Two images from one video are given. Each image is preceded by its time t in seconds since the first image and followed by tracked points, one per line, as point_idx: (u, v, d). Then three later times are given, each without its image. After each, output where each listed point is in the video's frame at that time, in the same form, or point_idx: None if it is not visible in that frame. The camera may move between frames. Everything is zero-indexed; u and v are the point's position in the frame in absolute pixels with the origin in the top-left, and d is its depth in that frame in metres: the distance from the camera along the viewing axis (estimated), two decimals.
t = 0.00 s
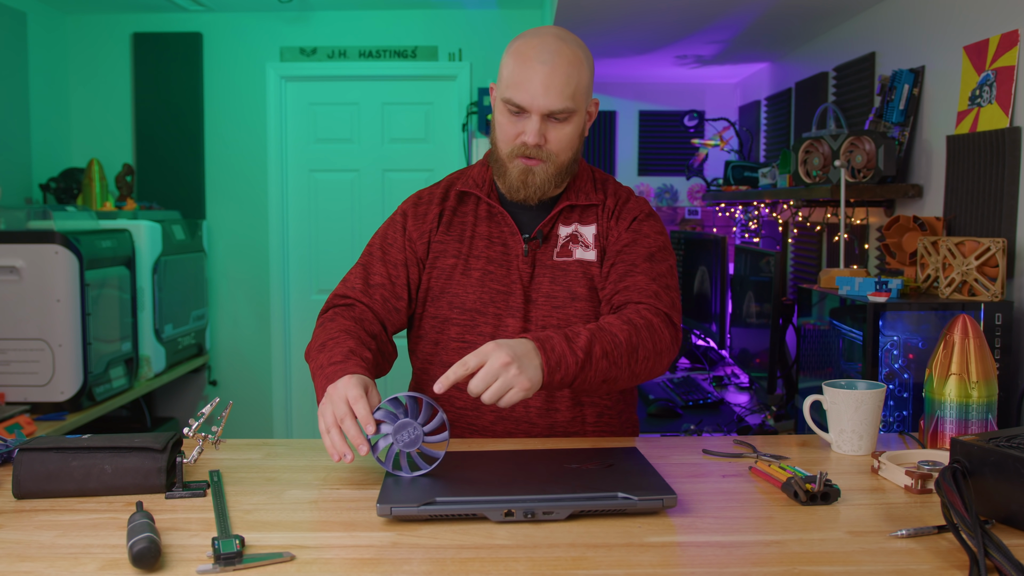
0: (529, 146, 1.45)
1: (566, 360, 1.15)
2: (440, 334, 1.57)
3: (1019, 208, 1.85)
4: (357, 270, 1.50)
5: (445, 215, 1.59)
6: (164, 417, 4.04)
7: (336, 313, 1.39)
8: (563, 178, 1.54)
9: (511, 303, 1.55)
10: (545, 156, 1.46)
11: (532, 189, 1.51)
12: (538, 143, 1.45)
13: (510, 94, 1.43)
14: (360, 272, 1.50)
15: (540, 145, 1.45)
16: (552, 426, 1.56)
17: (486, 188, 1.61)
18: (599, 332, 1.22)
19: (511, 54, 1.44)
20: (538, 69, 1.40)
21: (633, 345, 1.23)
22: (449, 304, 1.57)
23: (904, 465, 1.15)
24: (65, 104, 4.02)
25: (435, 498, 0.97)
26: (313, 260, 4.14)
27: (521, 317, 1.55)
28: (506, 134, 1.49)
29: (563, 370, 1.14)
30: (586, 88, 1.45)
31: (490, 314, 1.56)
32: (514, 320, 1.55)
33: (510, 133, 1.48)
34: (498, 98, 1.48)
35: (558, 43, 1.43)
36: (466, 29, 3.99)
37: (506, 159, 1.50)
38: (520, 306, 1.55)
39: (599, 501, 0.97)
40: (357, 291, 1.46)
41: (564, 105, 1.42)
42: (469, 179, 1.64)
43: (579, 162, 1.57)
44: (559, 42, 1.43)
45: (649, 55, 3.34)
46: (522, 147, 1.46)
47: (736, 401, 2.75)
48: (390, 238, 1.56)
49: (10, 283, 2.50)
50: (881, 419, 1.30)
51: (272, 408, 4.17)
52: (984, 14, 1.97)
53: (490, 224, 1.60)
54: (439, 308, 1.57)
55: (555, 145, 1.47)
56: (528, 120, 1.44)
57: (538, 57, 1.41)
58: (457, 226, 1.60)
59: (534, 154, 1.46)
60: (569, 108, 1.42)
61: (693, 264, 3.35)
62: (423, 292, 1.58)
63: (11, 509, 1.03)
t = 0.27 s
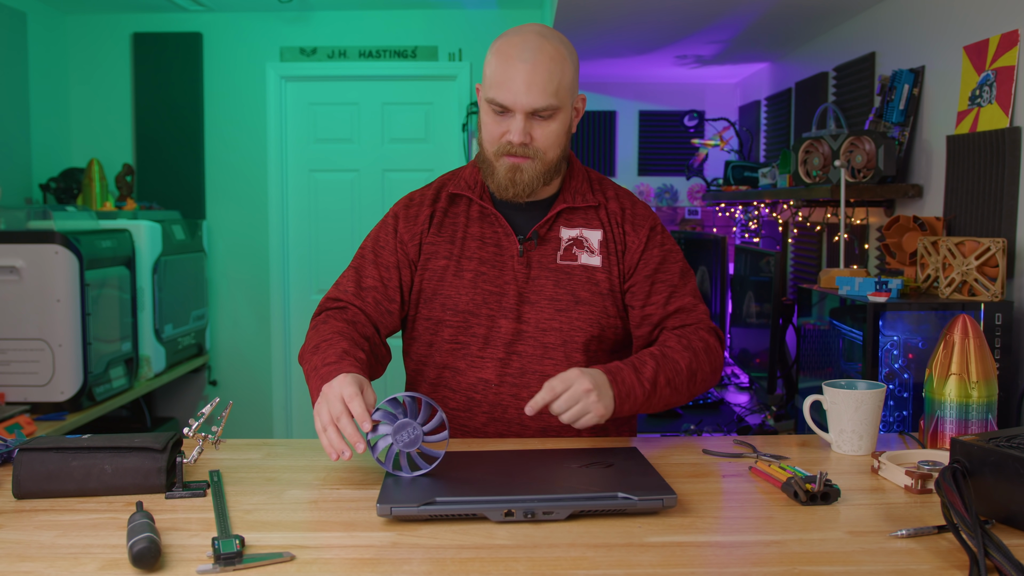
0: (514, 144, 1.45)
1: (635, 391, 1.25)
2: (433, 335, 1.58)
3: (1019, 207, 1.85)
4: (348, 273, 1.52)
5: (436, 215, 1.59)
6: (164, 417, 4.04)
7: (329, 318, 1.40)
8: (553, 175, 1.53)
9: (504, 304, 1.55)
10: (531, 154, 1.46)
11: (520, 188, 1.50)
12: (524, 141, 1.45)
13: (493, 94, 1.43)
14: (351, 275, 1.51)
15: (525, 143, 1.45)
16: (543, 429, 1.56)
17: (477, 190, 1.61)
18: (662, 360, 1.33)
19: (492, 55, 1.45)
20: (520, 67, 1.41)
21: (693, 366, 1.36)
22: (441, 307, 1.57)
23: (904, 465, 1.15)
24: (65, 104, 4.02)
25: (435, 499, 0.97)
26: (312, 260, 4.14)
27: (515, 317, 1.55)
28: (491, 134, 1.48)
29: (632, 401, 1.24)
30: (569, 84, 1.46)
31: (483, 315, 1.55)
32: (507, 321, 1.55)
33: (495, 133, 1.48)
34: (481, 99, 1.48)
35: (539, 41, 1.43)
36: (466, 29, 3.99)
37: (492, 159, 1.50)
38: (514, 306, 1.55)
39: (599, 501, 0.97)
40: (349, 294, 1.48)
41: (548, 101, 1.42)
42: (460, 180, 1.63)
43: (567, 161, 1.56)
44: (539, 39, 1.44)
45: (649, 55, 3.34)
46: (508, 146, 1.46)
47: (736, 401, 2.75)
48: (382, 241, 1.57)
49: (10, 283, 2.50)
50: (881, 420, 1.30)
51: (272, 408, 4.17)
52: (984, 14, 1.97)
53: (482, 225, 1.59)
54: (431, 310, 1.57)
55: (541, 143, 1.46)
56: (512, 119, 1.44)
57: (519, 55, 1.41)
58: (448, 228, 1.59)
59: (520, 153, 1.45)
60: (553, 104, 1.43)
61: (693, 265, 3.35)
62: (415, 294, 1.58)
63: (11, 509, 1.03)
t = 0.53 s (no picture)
0: (531, 147, 1.46)
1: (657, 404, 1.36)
2: (443, 334, 1.57)
3: (1019, 207, 1.85)
4: (349, 270, 1.52)
5: (443, 213, 1.59)
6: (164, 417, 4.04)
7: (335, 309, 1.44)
8: (565, 176, 1.55)
9: (515, 302, 1.55)
10: (546, 158, 1.47)
11: (535, 190, 1.52)
12: (540, 144, 1.45)
13: (509, 97, 1.44)
14: (353, 273, 1.51)
15: (542, 146, 1.46)
16: (554, 428, 1.57)
17: (486, 189, 1.61)
18: (680, 371, 1.44)
19: (507, 58, 1.45)
20: (537, 70, 1.41)
21: (703, 374, 1.49)
22: (451, 305, 1.56)
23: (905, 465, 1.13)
24: (65, 104, 4.02)
25: (434, 499, 0.97)
26: (313, 260, 4.14)
27: (526, 315, 1.55)
28: (506, 137, 1.49)
29: (655, 413, 1.36)
30: (584, 88, 1.46)
31: (494, 313, 1.55)
32: (519, 319, 1.55)
33: (510, 136, 1.48)
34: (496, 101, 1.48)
35: (555, 44, 1.44)
36: (466, 29, 3.99)
37: (507, 161, 1.51)
38: (525, 304, 1.55)
39: (599, 501, 0.97)
40: (352, 292, 1.49)
41: (566, 105, 1.43)
42: (468, 179, 1.63)
43: (579, 163, 1.58)
44: (556, 43, 1.44)
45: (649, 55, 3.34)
46: (524, 149, 1.47)
47: (736, 401, 2.75)
48: (388, 238, 1.56)
49: (10, 283, 2.50)
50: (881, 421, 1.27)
51: (272, 408, 4.17)
52: (984, 15, 1.97)
53: (491, 224, 1.59)
54: (441, 308, 1.57)
55: (557, 146, 1.48)
56: (529, 122, 1.45)
57: (536, 59, 1.42)
58: (455, 226, 1.59)
59: (536, 156, 1.46)
60: (569, 109, 1.43)
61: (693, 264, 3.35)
62: (422, 293, 1.58)
63: (11, 509, 1.03)
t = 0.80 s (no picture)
0: (552, 146, 1.48)
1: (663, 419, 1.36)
2: (455, 331, 1.57)
3: (1019, 207, 1.85)
4: (359, 275, 1.53)
5: (453, 211, 1.59)
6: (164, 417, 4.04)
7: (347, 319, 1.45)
8: (582, 175, 1.57)
9: (528, 300, 1.55)
10: (566, 156, 1.49)
11: (553, 188, 1.54)
12: (560, 143, 1.47)
13: (530, 96, 1.45)
14: (363, 278, 1.52)
15: (562, 145, 1.48)
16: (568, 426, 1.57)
17: (499, 187, 1.62)
18: (680, 384, 1.44)
19: (527, 56, 1.46)
20: (558, 69, 1.43)
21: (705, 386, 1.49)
22: (463, 302, 1.56)
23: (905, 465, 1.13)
24: (65, 104, 4.02)
25: (434, 499, 0.97)
26: (313, 260, 4.14)
27: (539, 313, 1.55)
28: (526, 135, 1.50)
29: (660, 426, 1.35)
30: (603, 87, 1.48)
31: (506, 311, 1.55)
32: (532, 317, 1.55)
33: (530, 134, 1.50)
34: (516, 99, 1.49)
35: (576, 44, 1.45)
36: (466, 29, 3.99)
37: (525, 159, 1.53)
38: (538, 302, 1.55)
39: (598, 501, 0.97)
40: (363, 298, 1.50)
41: (586, 104, 1.45)
42: (480, 177, 1.64)
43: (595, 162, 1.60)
44: (576, 42, 1.46)
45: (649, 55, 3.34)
46: (544, 147, 1.49)
47: (736, 401, 2.75)
48: (398, 239, 1.57)
49: (10, 283, 2.50)
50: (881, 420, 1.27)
51: (272, 408, 4.17)
52: (984, 15, 1.97)
53: (502, 221, 1.59)
54: (452, 306, 1.57)
55: (576, 144, 1.50)
56: (549, 120, 1.47)
57: (558, 58, 1.43)
58: (466, 224, 1.59)
59: (556, 154, 1.48)
60: (590, 108, 1.45)
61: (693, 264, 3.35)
62: (432, 291, 1.58)
63: (11, 509, 1.03)
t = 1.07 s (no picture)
0: (564, 143, 1.48)
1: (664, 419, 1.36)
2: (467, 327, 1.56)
3: (1019, 207, 1.85)
4: (388, 265, 1.50)
5: (469, 207, 1.59)
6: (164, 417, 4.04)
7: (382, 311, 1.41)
8: (592, 175, 1.57)
9: (540, 298, 1.55)
10: (578, 154, 1.49)
11: (564, 187, 1.54)
12: (573, 140, 1.48)
13: (543, 93, 1.45)
14: (394, 267, 1.50)
15: (575, 142, 1.48)
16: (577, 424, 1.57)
17: (511, 185, 1.62)
18: (680, 385, 1.44)
19: (539, 55, 1.47)
20: (571, 67, 1.43)
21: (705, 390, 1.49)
22: (477, 297, 1.55)
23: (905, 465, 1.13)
24: (65, 104, 4.02)
25: (434, 499, 0.97)
26: (314, 260, 4.14)
27: (550, 311, 1.55)
28: (538, 133, 1.51)
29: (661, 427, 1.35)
30: (615, 86, 1.49)
31: (519, 308, 1.55)
32: (543, 315, 1.54)
33: (542, 132, 1.50)
34: (528, 98, 1.50)
35: (588, 43, 1.46)
36: (466, 29, 3.98)
37: (537, 158, 1.53)
38: (550, 301, 1.55)
39: (598, 501, 0.97)
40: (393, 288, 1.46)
41: (599, 102, 1.45)
42: (492, 175, 1.64)
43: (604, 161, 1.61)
44: (589, 41, 1.46)
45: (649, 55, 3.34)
46: (556, 145, 1.49)
47: (736, 401, 2.74)
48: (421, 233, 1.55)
49: (10, 283, 2.50)
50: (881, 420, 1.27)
51: (272, 408, 4.17)
52: (984, 15, 1.97)
53: (514, 220, 1.60)
54: (465, 301, 1.56)
55: (588, 142, 1.50)
56: (562, 118, 1.47)
57: (571, 56, 1.44)
58: (482, 221, 1.59)
59: (569, 152, 1.49)
60: (602, 106, 1.46)
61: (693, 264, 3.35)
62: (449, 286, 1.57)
63: (11, 509, 1.03)
